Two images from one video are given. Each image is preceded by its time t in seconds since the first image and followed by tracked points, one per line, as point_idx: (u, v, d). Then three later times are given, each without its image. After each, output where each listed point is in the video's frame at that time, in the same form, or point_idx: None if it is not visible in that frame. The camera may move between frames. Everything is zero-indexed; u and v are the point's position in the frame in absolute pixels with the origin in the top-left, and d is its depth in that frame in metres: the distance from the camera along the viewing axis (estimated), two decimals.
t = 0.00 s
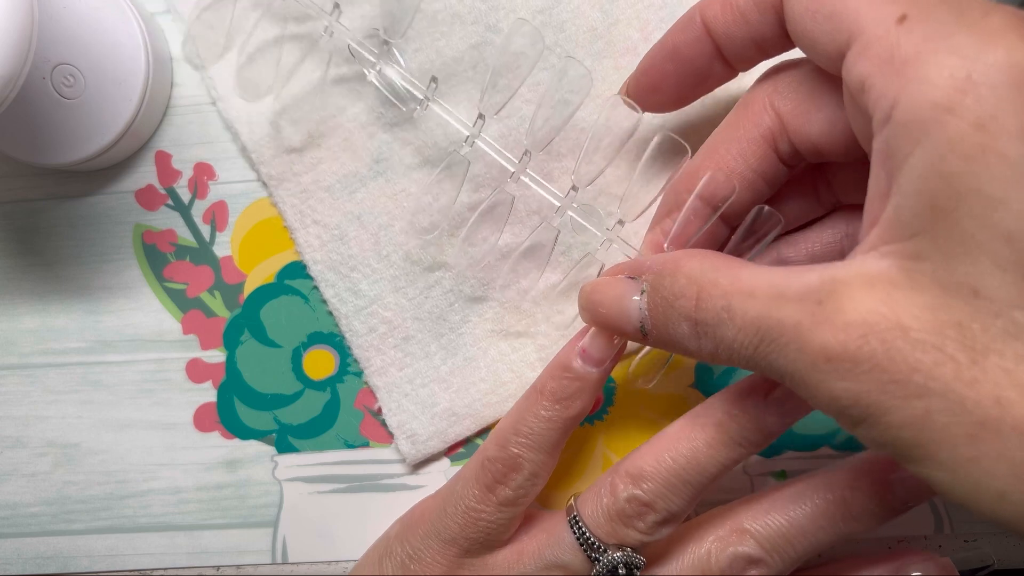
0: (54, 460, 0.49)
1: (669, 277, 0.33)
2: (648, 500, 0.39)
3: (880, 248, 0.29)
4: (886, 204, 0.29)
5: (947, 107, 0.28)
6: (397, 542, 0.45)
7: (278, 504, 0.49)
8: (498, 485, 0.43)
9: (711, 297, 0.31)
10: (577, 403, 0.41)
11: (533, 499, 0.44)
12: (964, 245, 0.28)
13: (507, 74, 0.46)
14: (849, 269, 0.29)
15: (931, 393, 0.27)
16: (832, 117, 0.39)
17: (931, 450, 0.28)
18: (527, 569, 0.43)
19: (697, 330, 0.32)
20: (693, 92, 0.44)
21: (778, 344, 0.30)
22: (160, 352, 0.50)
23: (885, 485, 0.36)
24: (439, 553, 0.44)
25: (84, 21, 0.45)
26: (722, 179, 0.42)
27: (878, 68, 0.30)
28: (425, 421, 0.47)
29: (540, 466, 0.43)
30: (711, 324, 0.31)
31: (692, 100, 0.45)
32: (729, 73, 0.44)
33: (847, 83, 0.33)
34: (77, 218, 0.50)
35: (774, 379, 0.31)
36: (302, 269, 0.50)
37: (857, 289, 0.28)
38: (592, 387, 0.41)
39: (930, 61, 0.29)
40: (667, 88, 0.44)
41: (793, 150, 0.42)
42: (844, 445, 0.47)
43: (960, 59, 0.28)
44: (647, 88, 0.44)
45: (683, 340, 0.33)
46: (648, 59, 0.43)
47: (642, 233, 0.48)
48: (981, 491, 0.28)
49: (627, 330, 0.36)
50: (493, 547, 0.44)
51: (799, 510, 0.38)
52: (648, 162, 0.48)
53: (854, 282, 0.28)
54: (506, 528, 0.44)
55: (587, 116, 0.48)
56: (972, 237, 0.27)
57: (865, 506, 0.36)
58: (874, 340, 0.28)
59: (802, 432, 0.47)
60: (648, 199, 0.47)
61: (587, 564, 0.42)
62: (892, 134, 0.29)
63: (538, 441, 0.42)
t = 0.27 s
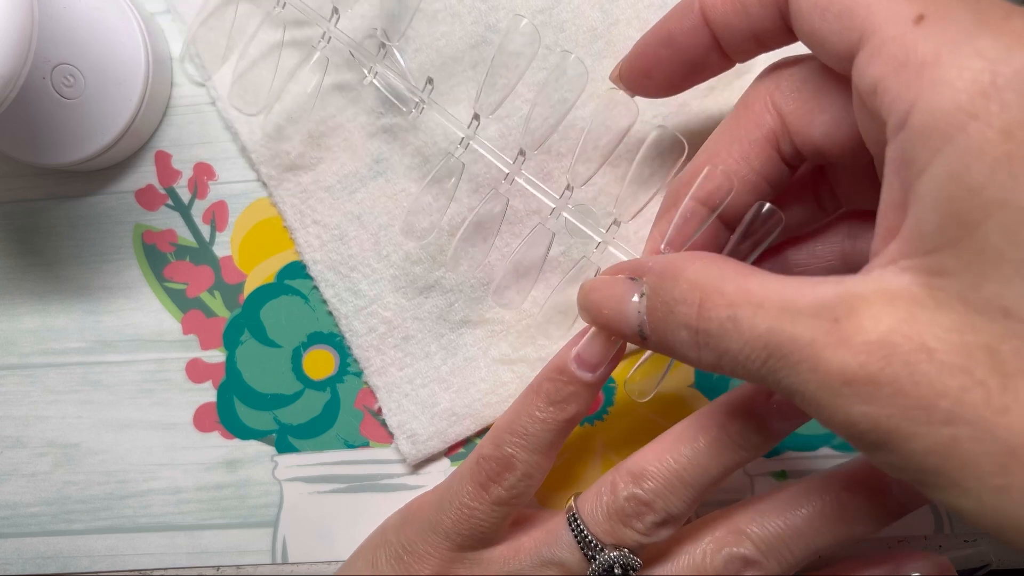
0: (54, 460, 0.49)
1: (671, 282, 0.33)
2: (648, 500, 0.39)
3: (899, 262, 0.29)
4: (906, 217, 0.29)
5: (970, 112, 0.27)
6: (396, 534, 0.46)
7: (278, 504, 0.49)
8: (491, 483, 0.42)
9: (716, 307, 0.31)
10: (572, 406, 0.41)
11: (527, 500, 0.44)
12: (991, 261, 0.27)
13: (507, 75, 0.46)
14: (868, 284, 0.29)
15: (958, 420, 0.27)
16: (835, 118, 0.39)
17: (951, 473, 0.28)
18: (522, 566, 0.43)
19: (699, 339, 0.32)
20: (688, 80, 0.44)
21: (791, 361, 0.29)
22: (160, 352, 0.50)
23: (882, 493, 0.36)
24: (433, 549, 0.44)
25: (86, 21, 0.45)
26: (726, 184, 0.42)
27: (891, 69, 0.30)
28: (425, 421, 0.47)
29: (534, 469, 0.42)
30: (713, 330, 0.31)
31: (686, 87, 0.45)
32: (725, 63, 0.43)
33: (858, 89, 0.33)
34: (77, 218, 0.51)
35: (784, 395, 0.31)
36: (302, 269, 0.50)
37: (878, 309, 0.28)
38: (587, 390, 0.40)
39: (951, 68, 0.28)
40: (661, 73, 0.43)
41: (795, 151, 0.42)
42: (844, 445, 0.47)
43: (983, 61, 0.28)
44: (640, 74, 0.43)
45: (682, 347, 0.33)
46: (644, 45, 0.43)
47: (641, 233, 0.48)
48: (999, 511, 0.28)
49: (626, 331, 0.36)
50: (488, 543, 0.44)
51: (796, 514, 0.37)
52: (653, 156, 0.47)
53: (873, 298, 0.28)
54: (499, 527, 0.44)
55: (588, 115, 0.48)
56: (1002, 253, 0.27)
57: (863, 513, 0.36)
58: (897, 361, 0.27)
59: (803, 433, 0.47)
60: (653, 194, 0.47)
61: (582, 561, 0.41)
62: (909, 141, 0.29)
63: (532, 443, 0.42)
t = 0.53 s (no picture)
0: (54, 460, 0.49)
1: (679, 275, 0.33)
2: (640, 490, 0.39)
3: (899, 272, 0.29)
4: (907, 227, 0.29)
5: (974, 133, 0.27)
6: (392, 526, 0.45)
7: (278, 504, 0.49)
8: (488, 472, 0.42)
9: (721, 302, 0.31)
10: (570, 395, 0.41)
11: (523, 491, 0.44)
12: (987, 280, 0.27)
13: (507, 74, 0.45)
14: (866, 292, 0.29)
15: (944, 431, 0.28)
16: (843, 121, 0.39)
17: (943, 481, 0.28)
18: (516, 561, 0.43)
19: (701, 331, 0.32)
20: (699, 85, 0.44)
21: (788, 362, 0.30)
22: (160, 352, 0.50)
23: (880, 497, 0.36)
24: (428, 539, 0.44)
25: (86, 21, 0.45)
26: (732, 179, 0.42)
27: (900, 84, 0.30)
28: (425, 421, 0.47)
29: (532, 459, 0.42)
30: (716, 322, 0.31)
31: (699, 92, 0.45)
32: (738, 68, 0.43)
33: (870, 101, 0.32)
34: (77, 218, 0.50)
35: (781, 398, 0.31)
36: (301, 269, 0.50)
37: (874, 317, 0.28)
38: (586, 379, 0.41)
39: (957, 82, 0.28)
40: (674, 76, 0.43)
41: (801, 150, 0.42)
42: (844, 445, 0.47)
43: (989, 81, 0.27)
44: (653, 79, 0.44)
45: (687, 340, 0.33)
46: (658, 50, 0.43)
47: (641, 233, 0.48)
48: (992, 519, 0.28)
49: (629, 321, 0.35)
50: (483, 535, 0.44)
51: (796, 513, 0.37)
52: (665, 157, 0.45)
53: (872, 307, 0.28)
54: (495, 519, 0.44)
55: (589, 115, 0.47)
56: (996, 272, 0.27)
57: (861, 514, 0.36)
58: (887, 369, 0.28)
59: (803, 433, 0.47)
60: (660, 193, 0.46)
61: (574, 553, 0.41)
62: (915, 153, 0.29)
63: (530, 432, 0.42)
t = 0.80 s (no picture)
0: (54, 460, 0.49)
1: (682, 271, 0.33)
2: (635, 482, 0.39)
3: (899, 269, 0.29)
4: (907, 226, 0.29)
5: (972, 134, 0.27)
6: (390, 522, 0.45)
7: (278, 504, 0.49)
8: (485, 470, 0.42)
9: (723, 297, 0.31)
10: (569, 393, 0.41)
11: (521, 489, 0.43)
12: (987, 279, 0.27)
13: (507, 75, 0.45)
14: (867, 288, 0.29)
15: (942, 425, 0.28)
16: (843, 121, 0.39)
17: (943, 480, 0.28)
18: (512, 556, 0.43)
19: (702, 325, 0.32)
20: (705, 92, 0.44)
21: (788, 356, 0.30)
22: (160, 352, 0.50)
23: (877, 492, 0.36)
24: (425, 536, 0.44)
25: (86, 21, 0.45)
26: (734, 178, 0.42)
27: (900, 84, 0.30)
28: (425, 421, 0.47)
29: (530, 457, 0.42)
30: (716, 317, 0.31)
31: (705, 99, 0.45)
32: (745, 75, 0.43)
33: (870, 101, 0.32)
34: (77, 218, 0.50)
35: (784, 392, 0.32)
36: (301, 269, 0.50)
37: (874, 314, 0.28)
38: (587, 377, 0.41)
39: (958, 83, 0.28)
40: (680, 83, 0.43)
41: (803, 150, 0.42)
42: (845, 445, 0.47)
43: (988, 82, 0.27)
44: (659, 87, 0.43)
45: (688, 336, 0.33)
46: (662, 57, 0.43)
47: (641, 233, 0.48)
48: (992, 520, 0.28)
49: (632, 318, 0.35)
50: (479, 533, 0.44)
51: (796, 510, 0.37)
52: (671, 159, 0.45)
53: (872, 303, 0.28)
54: (492, 517, 0.44)
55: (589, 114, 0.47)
56: (995, 270, 0.27)
57: (860, 508, 0.36)
58: (887, 364, 0.28)
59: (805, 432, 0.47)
60: (661, 194, 0.46)
61: (569, 546, 0.41)
62: (914, 153, 0.29)
63: (529, 430, 0.42)
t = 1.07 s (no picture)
0: (54, 460, 0.49)
1: (682, 269, 0.33)
2: (634, 479, 0.39)
3: (892, 271, 0.29)
4: (901, 227, 0.29)
5: (964, 138, 0.27)
6: (390, 521, 0.45)
7: (278, 504, 0.48)
8: (485, 467, 0.42)
9: (720, 295, 0.31)
10: (568, 390, 0.41)
11: (520, 487, 0.43)
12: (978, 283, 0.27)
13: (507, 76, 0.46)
14: (861, 289, 0.29)
15: (933, 425, 0.27)
16: (842, 121, 0.39)
17: (937, 483, 0.28)
18: (511, 554, 0.43)
19: (701, 323, 0.32)
20: (707, 95, 0.44)
21: (782, 355, 0.30)
22: (160, 353, 0.50)
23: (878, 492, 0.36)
24: (425, 534, 0.44)
25: (87, 21, 0.45)
26: (733, 178, 0.42)
27: (896, 86, 0.30)
28: (425, 421, 0.47)
29: (529, 454, 0.42)
30: (715, 315, 0.32)
31: (707, 102, 0.45)
32: (745, 79, 0.43)
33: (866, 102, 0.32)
34: (77, 218, 0.50)
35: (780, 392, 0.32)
36: (301, 269, 0.50)
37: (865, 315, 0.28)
38: (587, 375, 0.41)
39: (954, 85, 0.28)
40: (681, 87, 0.43)
41: (803, 149, 0.42)
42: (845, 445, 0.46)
43: (980, 87, 0.27)
44: (660, 92, 0.43)
45: (688, 334, 0.33)
46: (663, 63, 0.43)
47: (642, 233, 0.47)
48: (987, 523, 0.28)
49: (632, 316, 0.35)
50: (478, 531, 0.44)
51: (795, 508, 0.37)
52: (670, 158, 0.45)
53: (864, 304, 0.28)
54: (492, 515, 0.44)
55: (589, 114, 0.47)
56: (986, 273, 0.27)
57: (859, 508, 0.36)
58: (878, 364, 0.28)
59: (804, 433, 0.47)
60: (661, 193, 0.46)
61: (568, 544, 0.40)
62: (909, 155, 0.29)
63: (528, 427, 0.42)
